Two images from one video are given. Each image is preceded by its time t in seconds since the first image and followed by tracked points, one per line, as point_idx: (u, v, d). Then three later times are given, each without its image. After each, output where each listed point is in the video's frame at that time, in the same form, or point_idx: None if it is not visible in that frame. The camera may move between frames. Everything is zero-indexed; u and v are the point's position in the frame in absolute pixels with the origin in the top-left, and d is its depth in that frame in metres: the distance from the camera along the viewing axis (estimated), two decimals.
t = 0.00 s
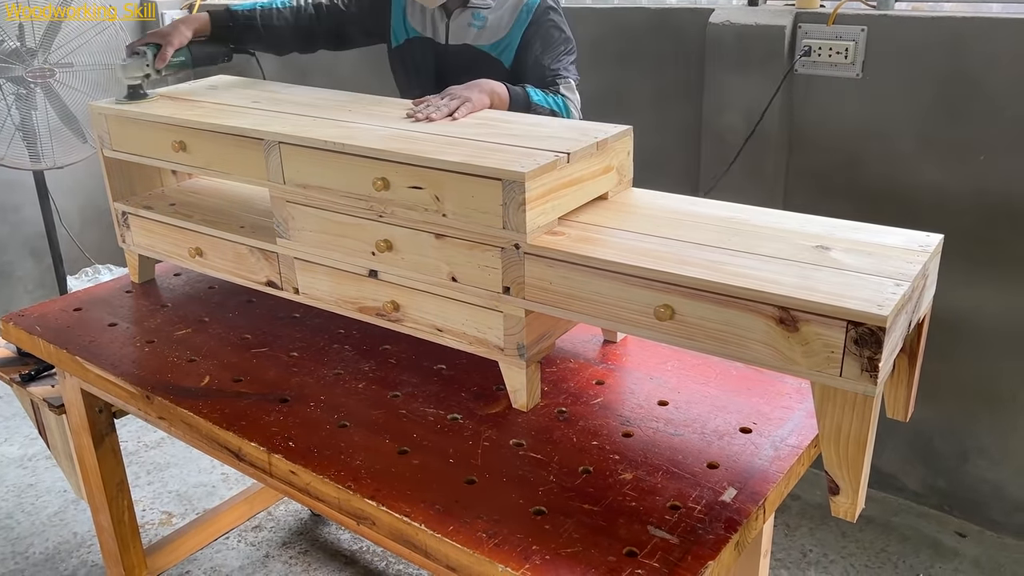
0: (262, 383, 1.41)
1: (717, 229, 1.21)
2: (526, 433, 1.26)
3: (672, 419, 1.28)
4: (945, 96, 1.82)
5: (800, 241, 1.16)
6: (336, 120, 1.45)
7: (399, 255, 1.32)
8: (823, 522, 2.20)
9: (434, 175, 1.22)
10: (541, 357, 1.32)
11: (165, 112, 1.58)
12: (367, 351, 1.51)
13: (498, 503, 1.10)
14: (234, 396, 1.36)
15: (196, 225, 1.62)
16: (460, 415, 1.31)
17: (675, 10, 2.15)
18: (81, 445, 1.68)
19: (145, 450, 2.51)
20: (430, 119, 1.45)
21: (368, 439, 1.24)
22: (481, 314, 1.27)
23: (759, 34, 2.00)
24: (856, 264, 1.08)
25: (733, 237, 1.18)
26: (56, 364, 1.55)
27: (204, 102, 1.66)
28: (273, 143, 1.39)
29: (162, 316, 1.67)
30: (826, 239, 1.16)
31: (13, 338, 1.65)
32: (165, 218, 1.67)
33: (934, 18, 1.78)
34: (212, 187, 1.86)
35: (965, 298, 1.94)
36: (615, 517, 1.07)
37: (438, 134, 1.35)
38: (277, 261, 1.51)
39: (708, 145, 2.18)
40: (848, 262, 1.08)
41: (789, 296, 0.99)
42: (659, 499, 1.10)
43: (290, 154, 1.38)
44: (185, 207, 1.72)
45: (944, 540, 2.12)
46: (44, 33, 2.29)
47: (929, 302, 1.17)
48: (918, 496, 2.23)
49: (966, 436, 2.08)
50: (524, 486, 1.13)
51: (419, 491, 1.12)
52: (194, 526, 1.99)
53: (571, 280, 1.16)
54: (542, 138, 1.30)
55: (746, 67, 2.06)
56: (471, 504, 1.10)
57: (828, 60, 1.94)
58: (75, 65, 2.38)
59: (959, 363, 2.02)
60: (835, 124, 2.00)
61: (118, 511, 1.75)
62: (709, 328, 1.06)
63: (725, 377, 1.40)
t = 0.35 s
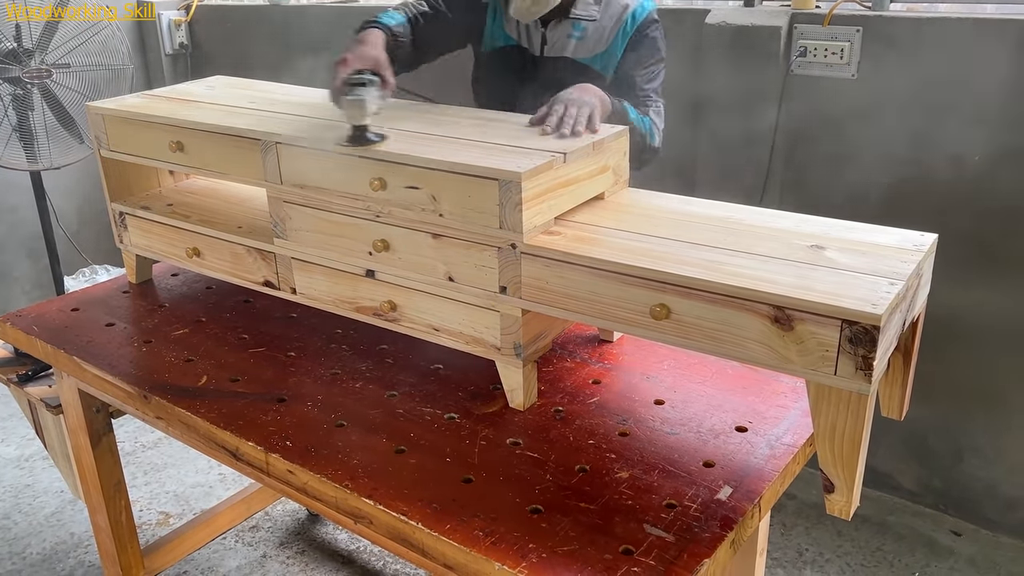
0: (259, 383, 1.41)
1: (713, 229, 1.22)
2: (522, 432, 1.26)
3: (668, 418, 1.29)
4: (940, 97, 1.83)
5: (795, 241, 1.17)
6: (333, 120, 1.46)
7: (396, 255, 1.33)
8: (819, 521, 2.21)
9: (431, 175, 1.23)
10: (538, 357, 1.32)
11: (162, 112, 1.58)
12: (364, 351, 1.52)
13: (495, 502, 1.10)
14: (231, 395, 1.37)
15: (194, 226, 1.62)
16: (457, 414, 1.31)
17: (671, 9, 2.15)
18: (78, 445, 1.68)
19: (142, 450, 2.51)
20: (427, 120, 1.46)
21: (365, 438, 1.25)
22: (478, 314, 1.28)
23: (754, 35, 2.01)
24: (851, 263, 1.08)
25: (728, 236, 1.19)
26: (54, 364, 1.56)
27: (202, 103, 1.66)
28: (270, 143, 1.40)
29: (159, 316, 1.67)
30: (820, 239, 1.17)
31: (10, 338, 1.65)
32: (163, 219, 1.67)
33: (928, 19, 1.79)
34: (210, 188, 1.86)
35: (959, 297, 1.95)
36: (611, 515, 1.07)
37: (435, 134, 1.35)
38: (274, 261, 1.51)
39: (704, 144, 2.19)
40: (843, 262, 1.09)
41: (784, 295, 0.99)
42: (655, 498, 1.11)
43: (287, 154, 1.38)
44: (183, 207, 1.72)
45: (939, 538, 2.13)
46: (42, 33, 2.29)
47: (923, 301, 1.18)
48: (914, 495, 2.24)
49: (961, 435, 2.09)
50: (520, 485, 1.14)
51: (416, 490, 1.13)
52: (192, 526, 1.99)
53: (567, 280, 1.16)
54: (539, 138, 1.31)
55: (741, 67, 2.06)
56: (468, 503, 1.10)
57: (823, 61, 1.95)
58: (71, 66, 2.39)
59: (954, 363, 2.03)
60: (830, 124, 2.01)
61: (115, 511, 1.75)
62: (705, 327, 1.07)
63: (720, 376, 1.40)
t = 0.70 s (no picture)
0: (255, 381, 1.40)
1: (710, 227, 1.21)
2: (519, 430, 1.26)
3: (665, 416, 1.28)
4: (939, 94, 1.83)
5: (793, 238, 1.16)
6: (330, 118, 1.45)
7: (392, 252, 1.32)
8: (816, 519, 2.21)
9: (427, 173, 1.22)
10: (535, 355, 1.32)
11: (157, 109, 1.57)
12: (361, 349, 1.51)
13: (492, 500, 1.10)
14: (227, 394, 1.36)
15: (190, 224, 1.62)
16: (454, 413, 1.31)
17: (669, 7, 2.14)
18: (74, 444, 1.68)
19: (138, 449, 2.50)
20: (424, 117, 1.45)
21: (361, 436, 1.24)
22: (475, 312, 1.27)
23: (751, 32, 2.01)
24: (849, 261, 1.08)
25: (726, 234, 1.18)
26: (49, 362, 1.55)
27: (197, 100, 1.65)
28: (266, 141, 1.39)
29: (155, 314, 1.67)
30: (818, 237, 1.17)
31: (5, 337, 1.64)
32: (158, 217, 1.67)
33: (925, 15, 1.79)
34: (206, 186, 1.85)
35: (956, 295, 1.95)
36: (608, 513, 1.07)
37: (431, 132, 1.35)
38: (270, 259, 1.51)
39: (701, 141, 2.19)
40: (841, 260, 1.09)
41: (781, 293, 0.99)
42: (652, 496, 1.10)
43: (283, 151, 1.38)
44: (178, 205, 1.72)
45: (936, 536, 2.13)
46: (36, 31, 2.29)
47: (920, 298, 1.17)
48: (911, 493, 2.24)
49: (958, 432, 2.09)
50: (517, 483, 1.14)
51: (413, 489, 1.12)
52: (188, 525, 1.99)
53: (565, 278, 1.16)
54: (536, 136, 1.30)
55: (739, 64, 2.06)
56: (465, 501, 1.10)
57: (821, 58, 1.95)
58: (66, 63, 2.38)
59: (951, 360, 2.03)
60: (828, 121, 2.00)
61: (112, 511, 1.75)
62: (703, 325, 1.07)
63: (718, 373, 1.40)
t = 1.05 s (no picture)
0: (245, 375, 1.39)
1: (702, 217, 1.20)
2: (510, 422, 1.26)
3: (657, 407, 1.28)
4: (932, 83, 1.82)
5: (784, 227, 1.16)
6: (318, 109, 1.44)
7: (382, 244, 1.31)
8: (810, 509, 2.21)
9: (417, 164, 1.21)
10: (526, 346, 1.31)
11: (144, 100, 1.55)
12: (351, 342, 1.50)
13: (482, 493, 1.09)
14: (216, 387, 1.35)
15: (178, 216, 1.60)
16: (445, 405, 1.30)
17: None
18: (63, 439, 1.67)
19: (129, 443, 2.49)
20: (413, 107, 1.43)
21: (352, 429, 1.24)
22: (465, 304, 1.27)
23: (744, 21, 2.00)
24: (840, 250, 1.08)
25: (716, 224, 1.18)
26: (37, 357, 1.54)
27: (185, 91, 1.63)
28: (253, 132, 1.38)
29: (144, 308, 1.65)
30: (810, 226, 1.16)
31: None
32: (146, 209, 1.65)
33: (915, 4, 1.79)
34: (195, 178, 1.83)
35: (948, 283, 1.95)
36: (600, 505, 1.07)
37: (421, 122, 1.33)
38: (260, 252, 1.50)
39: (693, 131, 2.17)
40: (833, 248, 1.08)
41: (773, 283, 0.99)
42: (644, 488, 1.10)
43: (271, 142, 1.36)
44: (166, 197, 1.70)
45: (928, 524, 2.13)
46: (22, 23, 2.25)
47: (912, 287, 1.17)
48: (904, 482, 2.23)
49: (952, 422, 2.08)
50: (508, 475, 1.13)
51: (403, 482, 1.12)
52: (179, 520, 1.98)
53: (555, 269, 1.15)
54: (526, 126, 1.29)
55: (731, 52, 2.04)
56: (455, 494, 1.09)
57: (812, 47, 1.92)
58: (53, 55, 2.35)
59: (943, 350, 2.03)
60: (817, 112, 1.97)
61: (102, 506, 1.74)
62: (696, 316, 1.06)
63: (710, 364, 1.40)
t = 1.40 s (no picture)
0: (238, 370, 1.39)
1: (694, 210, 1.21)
2: (504, 416, 1.26)
3: (651, 401, 1.28)
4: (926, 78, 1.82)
5: (776, 221, 1.16)
6: (310, 103, 1.43)
7: (375, 239, 1.31)
8: (803, 502, 2.22)
9: (410, 159, 1.21)
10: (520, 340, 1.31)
11: (136, 95, 1.55)
12: (346, 337, 1.50)
13: (477, 486, 1.10)
14: (210, 383, 1.35)
15: (171, 212, 1.60)
16: (439, 399, 1.30)
17: None
18: (56, 435, 1.66)
19: (123, 439, 2.49)
20: (405, 102, 1.43)
21: (346, 424, 1.24)
22: (459, 298, 1.27)
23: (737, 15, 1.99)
24: (832, 243, 1.08)
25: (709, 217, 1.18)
26: (30, 353, 1.53)
27: (176, 86, 1.62)
28: (245, 127, 1.37)
29: (137, 304, 1.65)
30: (802, 219, 1.16)
31: None
32: (138, 205, 1.65)
33: None
34: (187, 173, 1.83)
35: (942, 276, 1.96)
36: (593, 498, 1.07)
37: (413, 117, 1.33)
38: (253, 248, 1.49)
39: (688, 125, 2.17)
40: (825, 242, 1.09)
41: (765, 276, 0.99)
42: (638, 481, 1.10)
43: (263, 137, 1.36)
44: (159, 193, 1.70)
45: (921, 516, 2.14)
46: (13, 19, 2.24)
47: (904, 280, 1.18)
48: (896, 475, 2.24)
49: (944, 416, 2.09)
50: (502, 469, 1.13)
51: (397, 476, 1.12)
52: (172, 516, 1.99)
53: (549, 263, 1.15)
54: (518, 121, 1.29)
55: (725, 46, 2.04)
56: (450, 488, 1.09)
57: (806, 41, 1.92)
58: (44, 50, 2.34)
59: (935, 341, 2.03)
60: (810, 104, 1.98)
61: (96, 502, 1.74)
62: (688, 310, 1.06)
63: (703, 358, 1.40)
